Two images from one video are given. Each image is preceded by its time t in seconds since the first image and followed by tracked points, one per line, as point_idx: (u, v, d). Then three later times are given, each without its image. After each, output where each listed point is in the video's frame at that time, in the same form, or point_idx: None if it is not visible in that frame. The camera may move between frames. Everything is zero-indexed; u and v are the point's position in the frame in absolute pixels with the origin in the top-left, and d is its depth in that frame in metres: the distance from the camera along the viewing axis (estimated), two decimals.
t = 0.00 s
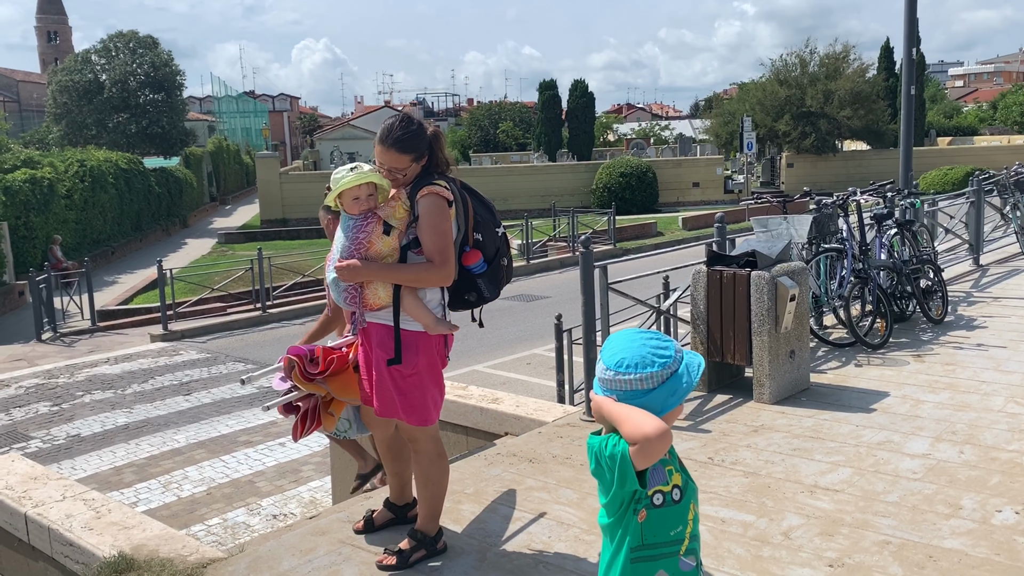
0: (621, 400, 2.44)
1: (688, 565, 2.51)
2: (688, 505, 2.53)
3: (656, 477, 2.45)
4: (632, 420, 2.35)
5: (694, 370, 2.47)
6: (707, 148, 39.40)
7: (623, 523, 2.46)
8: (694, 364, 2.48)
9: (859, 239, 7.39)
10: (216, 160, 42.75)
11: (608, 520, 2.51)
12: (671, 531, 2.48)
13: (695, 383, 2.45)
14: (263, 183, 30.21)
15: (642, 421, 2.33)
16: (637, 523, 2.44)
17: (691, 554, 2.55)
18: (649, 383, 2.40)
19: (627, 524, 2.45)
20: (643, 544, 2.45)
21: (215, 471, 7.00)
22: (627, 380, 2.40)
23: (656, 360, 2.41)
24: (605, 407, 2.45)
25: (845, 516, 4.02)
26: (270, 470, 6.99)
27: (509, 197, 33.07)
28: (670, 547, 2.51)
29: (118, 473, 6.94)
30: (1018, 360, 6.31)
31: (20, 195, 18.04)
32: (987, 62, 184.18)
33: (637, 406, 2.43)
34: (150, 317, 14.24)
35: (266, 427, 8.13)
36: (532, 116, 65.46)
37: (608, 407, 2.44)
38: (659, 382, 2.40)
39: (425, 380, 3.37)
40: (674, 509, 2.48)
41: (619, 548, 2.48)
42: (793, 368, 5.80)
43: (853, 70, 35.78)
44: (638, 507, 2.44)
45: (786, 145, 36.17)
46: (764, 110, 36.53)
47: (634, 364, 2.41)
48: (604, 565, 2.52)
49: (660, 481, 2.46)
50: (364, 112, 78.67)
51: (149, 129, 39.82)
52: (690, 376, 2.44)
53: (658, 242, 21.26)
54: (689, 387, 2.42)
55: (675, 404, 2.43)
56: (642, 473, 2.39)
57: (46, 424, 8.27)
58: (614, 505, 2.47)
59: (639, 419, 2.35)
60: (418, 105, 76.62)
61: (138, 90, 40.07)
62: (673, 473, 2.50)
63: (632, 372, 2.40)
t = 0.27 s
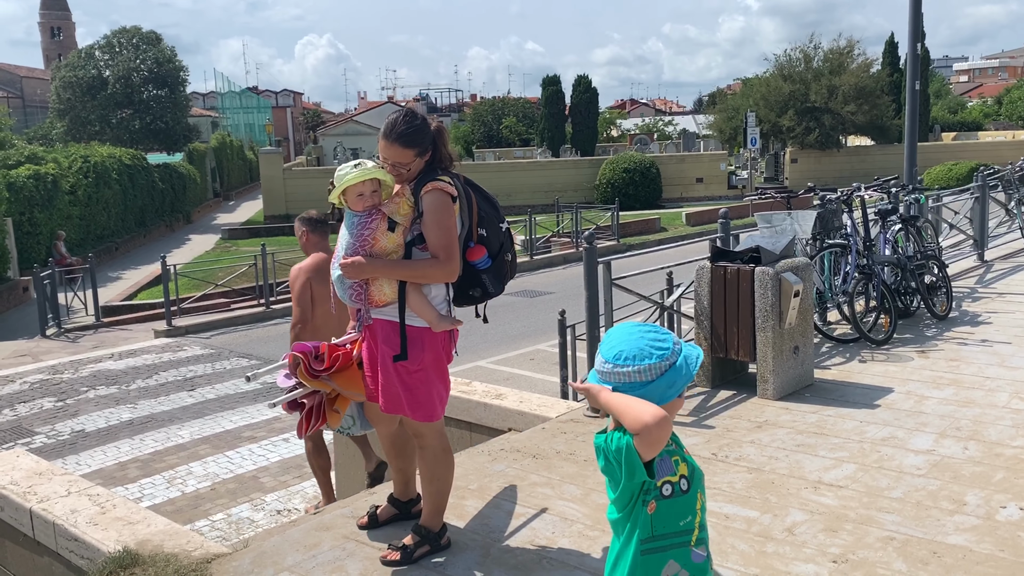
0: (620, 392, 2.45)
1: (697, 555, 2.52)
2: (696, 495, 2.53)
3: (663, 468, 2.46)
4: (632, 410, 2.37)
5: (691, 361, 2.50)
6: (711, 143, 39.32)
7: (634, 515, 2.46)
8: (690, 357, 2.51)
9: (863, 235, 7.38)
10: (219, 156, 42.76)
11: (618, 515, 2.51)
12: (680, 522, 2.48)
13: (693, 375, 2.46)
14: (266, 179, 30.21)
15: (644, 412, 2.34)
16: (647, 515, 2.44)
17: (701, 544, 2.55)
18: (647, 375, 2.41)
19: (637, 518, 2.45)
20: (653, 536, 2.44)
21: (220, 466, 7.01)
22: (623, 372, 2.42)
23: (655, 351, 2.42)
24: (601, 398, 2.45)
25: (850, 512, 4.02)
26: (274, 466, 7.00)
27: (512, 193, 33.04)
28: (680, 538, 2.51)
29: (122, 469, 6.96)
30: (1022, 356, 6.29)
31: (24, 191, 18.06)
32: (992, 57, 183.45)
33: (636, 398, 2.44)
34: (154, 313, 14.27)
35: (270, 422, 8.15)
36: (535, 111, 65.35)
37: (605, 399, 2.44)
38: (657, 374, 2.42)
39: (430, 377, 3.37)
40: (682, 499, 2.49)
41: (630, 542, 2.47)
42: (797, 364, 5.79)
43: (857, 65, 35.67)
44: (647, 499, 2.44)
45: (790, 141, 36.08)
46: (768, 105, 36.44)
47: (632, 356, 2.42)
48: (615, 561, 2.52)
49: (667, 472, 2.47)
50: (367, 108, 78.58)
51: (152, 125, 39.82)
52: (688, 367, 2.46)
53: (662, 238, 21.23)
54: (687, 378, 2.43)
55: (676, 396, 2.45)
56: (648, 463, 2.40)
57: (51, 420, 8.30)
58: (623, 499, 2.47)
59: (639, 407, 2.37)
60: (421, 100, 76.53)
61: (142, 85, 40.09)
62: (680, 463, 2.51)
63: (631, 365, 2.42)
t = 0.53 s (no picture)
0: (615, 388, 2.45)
1: (696, 551, 2.50)
2: (693, 491, 2.50)
3: (656, 464, 2.45)
4: (619, 402, 2.38)
5: (691, 360, 2.47)
6: (712, 141, 39.28)
7: (629, 512, 2.46)
8: (692, 355, 2.49)
9: (865, 233, 7.37)
10: (220, 152, 42.74)
11: (616, 512, 2.51)
12: (677, 518, 2.47)
13: (692, 376, 2.45)
14: (267, 175, 30.20)
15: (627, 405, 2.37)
16: (642, 511, 2.43)
17: (701, 541, 2.53)
18: (646, 373, 2.40)
19: (631, 515, 2.44)
20: (650, 533, 2.44)
21: (220, 462, 7.02)
22: (624, 370, 2.41)
23: (654, 350, 2.41)
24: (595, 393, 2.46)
25: (851, 510, 4.02)
26: (274, 462, 7.01)
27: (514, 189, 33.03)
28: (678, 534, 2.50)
29: (123, 464, 6.97)
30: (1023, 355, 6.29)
31: (25, 187, 18.07)
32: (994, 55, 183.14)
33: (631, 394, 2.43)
34: (155, 309, 14.28)
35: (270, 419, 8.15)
36: (537, 108, 65.28)
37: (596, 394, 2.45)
38: (657, 373, 2.41)
39: (433, 373, 3.37)
40: (678, 495, 2.47)
41: (627, 539, 2.47)
42: (797, 362, 5.78)
43: (859, 63, 35.61)
44: (641, 495, 2.44)
45: (792, 138, 36.04)
46: (769, 103, 36.40)
47: (631, 353, 2.41)
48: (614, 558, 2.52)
49: (662, 468, 2.46)
50: (369, 104, 78.52)
51: (154, 121, 39.81)
52: (688, 365, 2.45)
53: (663, 235, 21.21)
54: (685, 377, 2.41)
55: (674, 393, 2.43)
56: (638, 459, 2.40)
57: (52, 415, 8.31)
58: (618, 496, 2.47)
59: (625, 399, 2.38)
60: (422, 96, 76.47)
61: (143, 81, 40.08)
62: (675, 458, 2.49)
63: (627, 363, 2.41)
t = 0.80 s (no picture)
0: (602, 387, 2.42)
1: (691, 552, 2.49)
2: (686, 492, 2.51)
3: (648, 465, 2.44)
4: (606, 410, 2.33)
5: (675, 351, 2.45)
6: (711, 138, 39.30)
7: (622, 514, 2.46)
8: (675, 346, 2.46)
9: (862, 231, 7.38)
10: (218, 148, 42.66)
11: (611, 513, 2.52)
12: (671, 519, 2.46)
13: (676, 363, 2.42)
14: (265, 171, 30.15)
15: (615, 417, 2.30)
16: (635, 513, 2.43)
17: (695, 541, 2.52)
18: (631, 363, 2.38)
19: (624, 515, 2.45)
20: (643, 534, 2.43)
21: (217, 458, 7.02)
22: (609, 362, 2.38)
23: (638, 340, 2.39)
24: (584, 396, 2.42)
25: (847, 507, 4.02)
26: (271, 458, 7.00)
27: (512, 186, 33.03)
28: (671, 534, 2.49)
29: (119, 459, 6.96)
30: (1020, 353, 6.30)
31: (22, 181, 18.02)
32: (993, 54, 183.30)
33: (617, 391, 2.40)
34: (152, 304, 14.26)
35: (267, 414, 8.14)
36: (535, 105, 65.25)
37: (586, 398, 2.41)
38: (642, 362, 2.38)
39: (431, 369, 3.37)
40: (671, 495, 2.47)
41: (621, 540, 2.48)
42: (794, 359, 5.79)
43: (858, 61, 35.64)
44: (633, 497, 2.44)
45: (790, 136, 36.08)
46: (768, 101, 36.43)
47: (616, 345, 2.38)
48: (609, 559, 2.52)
49: (654, 469, 2.45)
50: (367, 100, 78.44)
51: (151, 116, 39.72)
52: (672, 358, 2.43)
53: (661, 233, 21.23)
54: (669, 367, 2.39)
55: (660, 384, 2.41)
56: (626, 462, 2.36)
57: (48, 410, 8.29)
58: (611, 496, 2.47)
59: (612, 408, 2.33)
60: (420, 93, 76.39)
61: (141, 76, 40.00)
62: (667, 459, 2.48)
63: (610, 355, 2.38)
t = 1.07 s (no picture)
0: (592, 385, 2.42)
1: (683, 549, 2.48)
2: (678, 489, 2.50)
3: (638, 463, 2.43)
4: (593, 404, 2.33)
5: (666, 350, 2.43)
6: (707, 136, 39.31)
7: (614, 511, 2.46)
8: (667, 345, 2.44)
9: (857, 229, 7.40)
10: (214, 143, 42.56)
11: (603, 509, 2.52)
12: (661, 516, 2.46)
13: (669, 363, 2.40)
14: (260, 166, 30.09)
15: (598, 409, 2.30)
16: (625, 510, 2.43)
17: (688, 540, 2.50)
18: (620, 361, 2.37)
19: (615, 512, 2.44)
20: (635, 531, 2.43)
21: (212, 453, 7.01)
22: (599, 359, 2.38)
23: (628, 338, 2.39)
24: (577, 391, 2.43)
25: (841, 504, 4.03)
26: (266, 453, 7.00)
27: (508, 182, 33.04)
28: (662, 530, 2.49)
29: (114, 455, 6.95)
30: (1013, 351, 6.32)
31: (17, 175, 17.95)
32: (988, 52, 183.62)
33: (607, 388, 2.40)
34: (147, 299, 14.24)
35: (262, 410, 8.13)
36: (532, 101, 65.20)
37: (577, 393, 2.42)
38: (631, 361, 2.38)
39: (427, 366, 3.36)
40: (661, 493, 2.46)
41: (613, 537, 2.48)
42: (790, 356, 5.81)
43: (854, 59, 35.67)
44: (623, 494, 2.43)
45: (786, 134, 36.11)
46: (764, 99, 36.46)
47: (606, 343, 2.38)
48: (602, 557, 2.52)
49: (644, 465, 2.44)
50: (364, 96, 78.32)
51: (147, 111, 39.61)
52: (662, 357, 2.40)
53: (657, 230, 21.24)
54: (661, 367, 2.37)
55: (651, 382, 2.39)
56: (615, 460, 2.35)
57: (42, 406, 8.28)
58: (602, 493, 2.47)
59: (600, 403, 2.33)
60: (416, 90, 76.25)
61: (136, 71, 39.87)
62: (658, 456, 2.47)
63: (600, 353, 2.38)
